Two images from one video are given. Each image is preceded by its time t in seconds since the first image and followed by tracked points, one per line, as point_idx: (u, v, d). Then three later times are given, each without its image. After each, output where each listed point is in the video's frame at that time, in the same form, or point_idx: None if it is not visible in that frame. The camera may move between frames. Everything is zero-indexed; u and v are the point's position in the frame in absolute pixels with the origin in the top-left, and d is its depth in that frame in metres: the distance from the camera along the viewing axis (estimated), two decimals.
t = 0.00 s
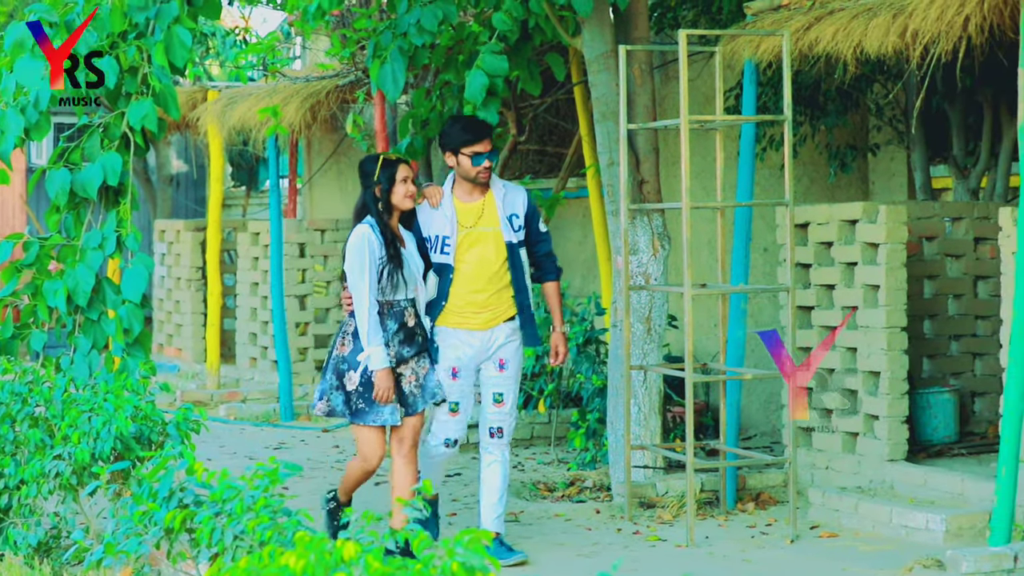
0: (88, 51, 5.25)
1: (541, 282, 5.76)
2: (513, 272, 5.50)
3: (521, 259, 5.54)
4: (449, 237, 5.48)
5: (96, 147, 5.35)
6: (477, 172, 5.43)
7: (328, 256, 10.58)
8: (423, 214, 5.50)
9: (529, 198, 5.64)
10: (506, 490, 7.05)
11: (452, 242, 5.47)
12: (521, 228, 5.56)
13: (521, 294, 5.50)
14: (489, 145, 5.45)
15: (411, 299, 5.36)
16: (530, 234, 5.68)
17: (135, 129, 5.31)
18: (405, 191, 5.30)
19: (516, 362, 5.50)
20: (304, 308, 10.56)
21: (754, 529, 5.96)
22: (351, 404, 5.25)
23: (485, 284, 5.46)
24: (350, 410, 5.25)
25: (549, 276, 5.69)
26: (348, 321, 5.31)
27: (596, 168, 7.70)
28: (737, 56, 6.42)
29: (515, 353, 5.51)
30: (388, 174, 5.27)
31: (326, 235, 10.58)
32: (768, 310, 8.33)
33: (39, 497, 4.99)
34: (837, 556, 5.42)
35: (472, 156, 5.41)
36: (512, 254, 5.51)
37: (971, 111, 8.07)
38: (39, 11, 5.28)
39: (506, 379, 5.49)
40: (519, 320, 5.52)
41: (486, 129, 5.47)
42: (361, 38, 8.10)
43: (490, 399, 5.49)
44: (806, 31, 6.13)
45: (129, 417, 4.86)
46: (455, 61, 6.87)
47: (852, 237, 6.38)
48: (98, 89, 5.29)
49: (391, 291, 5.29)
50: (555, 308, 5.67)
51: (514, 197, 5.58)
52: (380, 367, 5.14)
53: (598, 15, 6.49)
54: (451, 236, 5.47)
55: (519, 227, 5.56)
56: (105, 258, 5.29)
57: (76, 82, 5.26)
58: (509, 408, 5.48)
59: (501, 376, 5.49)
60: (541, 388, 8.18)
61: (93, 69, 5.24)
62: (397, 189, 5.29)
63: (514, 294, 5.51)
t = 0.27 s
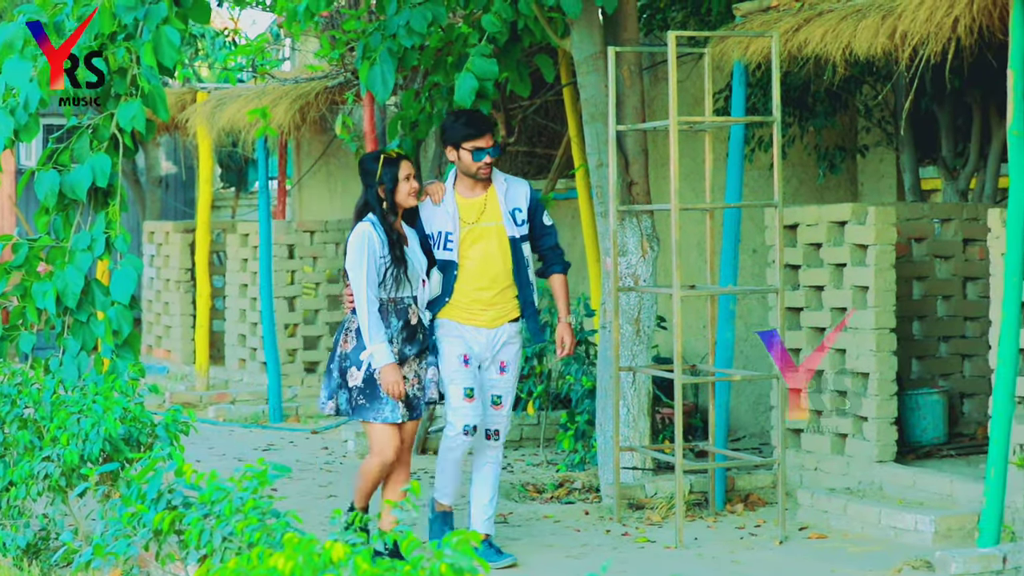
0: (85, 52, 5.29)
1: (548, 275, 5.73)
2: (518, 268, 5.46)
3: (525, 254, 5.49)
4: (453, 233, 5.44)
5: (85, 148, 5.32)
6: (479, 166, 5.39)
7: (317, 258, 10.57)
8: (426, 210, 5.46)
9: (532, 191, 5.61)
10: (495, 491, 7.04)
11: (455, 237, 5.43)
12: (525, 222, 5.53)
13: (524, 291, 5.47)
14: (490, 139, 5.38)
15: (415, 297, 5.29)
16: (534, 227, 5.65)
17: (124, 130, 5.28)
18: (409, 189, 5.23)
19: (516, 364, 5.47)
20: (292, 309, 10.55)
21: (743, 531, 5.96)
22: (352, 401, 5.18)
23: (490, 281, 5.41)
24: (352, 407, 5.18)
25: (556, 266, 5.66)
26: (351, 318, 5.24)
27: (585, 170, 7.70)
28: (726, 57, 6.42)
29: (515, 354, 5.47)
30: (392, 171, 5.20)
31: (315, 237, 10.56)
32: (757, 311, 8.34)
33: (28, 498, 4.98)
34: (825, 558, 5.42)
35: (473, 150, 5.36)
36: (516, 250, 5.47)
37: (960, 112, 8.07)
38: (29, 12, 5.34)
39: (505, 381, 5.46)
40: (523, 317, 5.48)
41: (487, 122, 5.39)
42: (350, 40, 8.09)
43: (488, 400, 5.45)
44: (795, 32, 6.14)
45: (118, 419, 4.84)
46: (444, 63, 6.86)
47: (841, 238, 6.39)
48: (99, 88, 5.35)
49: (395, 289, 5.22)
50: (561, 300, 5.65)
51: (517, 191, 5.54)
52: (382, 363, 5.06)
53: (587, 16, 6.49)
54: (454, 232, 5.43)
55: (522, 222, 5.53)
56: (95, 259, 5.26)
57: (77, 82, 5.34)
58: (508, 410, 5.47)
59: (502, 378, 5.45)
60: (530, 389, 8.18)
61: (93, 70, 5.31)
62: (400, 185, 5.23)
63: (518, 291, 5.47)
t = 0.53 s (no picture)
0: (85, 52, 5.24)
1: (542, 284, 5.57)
2: (512, 280, 5.32)
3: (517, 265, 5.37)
4: (444, 241, 5.26)
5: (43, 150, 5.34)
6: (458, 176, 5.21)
7: (277, 260, 10.50)
8: (419, 216, 5.26)
9: (526, 200, 5.46)
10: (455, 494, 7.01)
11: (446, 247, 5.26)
12: (519, 233, 5.39)
13: (517, 303, 5.30)
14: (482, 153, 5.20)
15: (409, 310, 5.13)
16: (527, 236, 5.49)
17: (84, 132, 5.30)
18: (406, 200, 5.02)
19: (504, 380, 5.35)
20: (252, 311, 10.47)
21: (704, 534, 5.96)
22: (346, 417, 5.01)
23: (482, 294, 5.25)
24: (345, 423, 5.01)
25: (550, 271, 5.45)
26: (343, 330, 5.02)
27: (546, 173, 7.69)
28: (687, 60, 6.44)
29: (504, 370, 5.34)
30: (389, 180, 4.97)
31: (275, 239, 10.49)
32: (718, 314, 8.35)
33: None
34: (786, 561, 5.43)
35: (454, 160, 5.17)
36: (509, 260, 5.34)
37: (921, 115, 8.11)
38: None
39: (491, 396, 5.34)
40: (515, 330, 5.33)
41: (488, 136, 5.20)
42: (310, 42, 8.06)
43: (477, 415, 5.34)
44: (756, 35, 6.15)
45: (78, 422, 4.80)
46: (404, 65, 6.84)
47: (802, 240, 6.41)
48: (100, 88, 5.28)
49: (390, 303, 5.05)
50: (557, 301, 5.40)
51: (512, 201, 5.40)
52: (380, 382, 4.90)
53: (548, 19, 6.48)
54: (446, 240, 5.26)
55: (516, 232, 5.39)
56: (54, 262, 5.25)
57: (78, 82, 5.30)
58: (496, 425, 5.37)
59: (490, 393, 5.33)
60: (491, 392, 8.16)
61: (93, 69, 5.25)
62: (397, 196, 5.00)
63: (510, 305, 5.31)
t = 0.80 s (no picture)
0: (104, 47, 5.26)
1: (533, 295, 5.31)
2: (509, 280, 5.06)
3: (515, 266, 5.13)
4: (442, 234, 5.02)
5: None
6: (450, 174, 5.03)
7: (231, 264, 10.42)
8: (417, 206, 5.03)
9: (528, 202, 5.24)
10: (410, 498, 6.98)
11: (444, 240, 5.02)
12: (518, 233, 5.15)
13: (511, 305, 5.03)
14: (480, 160, 4.99)
15: (410, 308, 4.89)
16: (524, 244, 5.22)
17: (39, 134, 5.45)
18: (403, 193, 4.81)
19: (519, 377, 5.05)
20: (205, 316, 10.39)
21: (659, 538, 5.96)
22: (345, 419, 4.74)
23: (478, 291, 4.99)
24: (344, 424, 4.74)
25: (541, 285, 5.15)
26: (341, 334, 4.76)
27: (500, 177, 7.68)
28: (642, 63, 6.46)
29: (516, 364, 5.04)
30: (381, 172, 4.76)
31: (229, 243, 10.41)
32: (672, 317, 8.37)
33: None
34: (741, 564, 5.44)
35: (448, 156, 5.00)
36: (507, 259, 5.10)
37: (876, 119, 8.13)
38: None
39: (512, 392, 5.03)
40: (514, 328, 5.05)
41: (494, 147, 4.99)
42: (265, 46, 8.01)
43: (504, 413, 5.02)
44: (711, 39, 6.17)
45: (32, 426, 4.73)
46: (358, 69, 6.81)
47: (756, 244, 6.44)
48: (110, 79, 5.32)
49: (390, 302, 4.80)
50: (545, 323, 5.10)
51: (515, 200, 5.17)
52: (394, 383, 4.64)
53: (502, 23, 6.47)
54: (443, 232, 5.02)
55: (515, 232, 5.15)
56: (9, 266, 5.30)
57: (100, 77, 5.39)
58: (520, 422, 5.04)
59: (508, 389, 5.02)
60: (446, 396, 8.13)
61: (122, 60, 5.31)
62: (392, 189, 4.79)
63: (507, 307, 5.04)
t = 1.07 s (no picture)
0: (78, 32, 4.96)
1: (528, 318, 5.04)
2: (510, 298, 4.79)
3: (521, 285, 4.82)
4: (447, 244, 4.75)
5: None
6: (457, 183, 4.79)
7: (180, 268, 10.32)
8: (423, 213, 4.77)
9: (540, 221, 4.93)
10: (359, 502, 6.93)
11: (450, 250, 4.74)
12: (526, 252, 4.84)
13: (517, 325, 4.77)
14: (488, 170, 4.74)
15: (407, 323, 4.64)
16: (529, 262, 4.92)
17: None
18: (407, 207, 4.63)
19: (518, 389, 4.79)
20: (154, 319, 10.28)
21: (609, 542, 5.96)
22: (328, 435, 4.57)
23: (479, 306, 4.72)
24: (328, 443, 4.57)
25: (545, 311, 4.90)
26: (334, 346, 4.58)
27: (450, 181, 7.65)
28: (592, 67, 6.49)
29: (517, 380, 4.79)
30: (392, 185, 4.57)
31: (178, 247, 10.32)
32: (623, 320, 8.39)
33: None
34: (691, 567, 5.46)
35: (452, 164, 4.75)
36: (514, 278, 4.79)
37: (826, 123, 8.22)
38: None
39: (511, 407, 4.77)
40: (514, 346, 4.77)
41: (503, 158, 4.74)
42: (215, 49, 7.95)
43: (502, 427, 4.78)
44: (661, 42, 6.20)
45: None
46: (308, 72, 6.77)
47: (706, 248, 6.46)
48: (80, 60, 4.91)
49: (387, 316, 4.58)
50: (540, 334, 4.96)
51: (527, 218, 4.87)
52: (383, 407, 4.44)
53: (452, 26, 6.46)
54: (449, 243, 4.75)
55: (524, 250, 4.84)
56: None
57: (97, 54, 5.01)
58: (519, 436, 4.78)
59: (505, 406, 4.77)
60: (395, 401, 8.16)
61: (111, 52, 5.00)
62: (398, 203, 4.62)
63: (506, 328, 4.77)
